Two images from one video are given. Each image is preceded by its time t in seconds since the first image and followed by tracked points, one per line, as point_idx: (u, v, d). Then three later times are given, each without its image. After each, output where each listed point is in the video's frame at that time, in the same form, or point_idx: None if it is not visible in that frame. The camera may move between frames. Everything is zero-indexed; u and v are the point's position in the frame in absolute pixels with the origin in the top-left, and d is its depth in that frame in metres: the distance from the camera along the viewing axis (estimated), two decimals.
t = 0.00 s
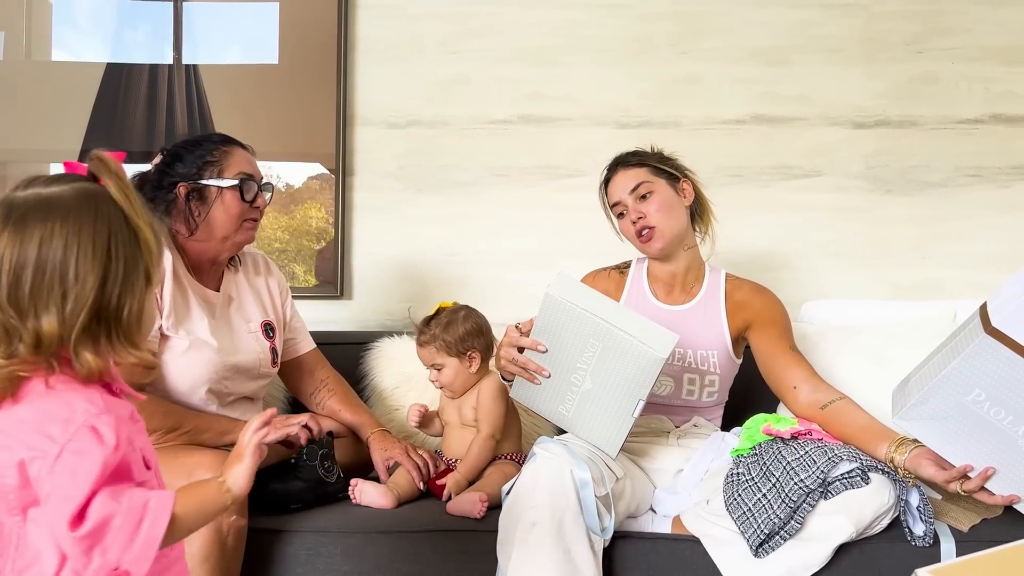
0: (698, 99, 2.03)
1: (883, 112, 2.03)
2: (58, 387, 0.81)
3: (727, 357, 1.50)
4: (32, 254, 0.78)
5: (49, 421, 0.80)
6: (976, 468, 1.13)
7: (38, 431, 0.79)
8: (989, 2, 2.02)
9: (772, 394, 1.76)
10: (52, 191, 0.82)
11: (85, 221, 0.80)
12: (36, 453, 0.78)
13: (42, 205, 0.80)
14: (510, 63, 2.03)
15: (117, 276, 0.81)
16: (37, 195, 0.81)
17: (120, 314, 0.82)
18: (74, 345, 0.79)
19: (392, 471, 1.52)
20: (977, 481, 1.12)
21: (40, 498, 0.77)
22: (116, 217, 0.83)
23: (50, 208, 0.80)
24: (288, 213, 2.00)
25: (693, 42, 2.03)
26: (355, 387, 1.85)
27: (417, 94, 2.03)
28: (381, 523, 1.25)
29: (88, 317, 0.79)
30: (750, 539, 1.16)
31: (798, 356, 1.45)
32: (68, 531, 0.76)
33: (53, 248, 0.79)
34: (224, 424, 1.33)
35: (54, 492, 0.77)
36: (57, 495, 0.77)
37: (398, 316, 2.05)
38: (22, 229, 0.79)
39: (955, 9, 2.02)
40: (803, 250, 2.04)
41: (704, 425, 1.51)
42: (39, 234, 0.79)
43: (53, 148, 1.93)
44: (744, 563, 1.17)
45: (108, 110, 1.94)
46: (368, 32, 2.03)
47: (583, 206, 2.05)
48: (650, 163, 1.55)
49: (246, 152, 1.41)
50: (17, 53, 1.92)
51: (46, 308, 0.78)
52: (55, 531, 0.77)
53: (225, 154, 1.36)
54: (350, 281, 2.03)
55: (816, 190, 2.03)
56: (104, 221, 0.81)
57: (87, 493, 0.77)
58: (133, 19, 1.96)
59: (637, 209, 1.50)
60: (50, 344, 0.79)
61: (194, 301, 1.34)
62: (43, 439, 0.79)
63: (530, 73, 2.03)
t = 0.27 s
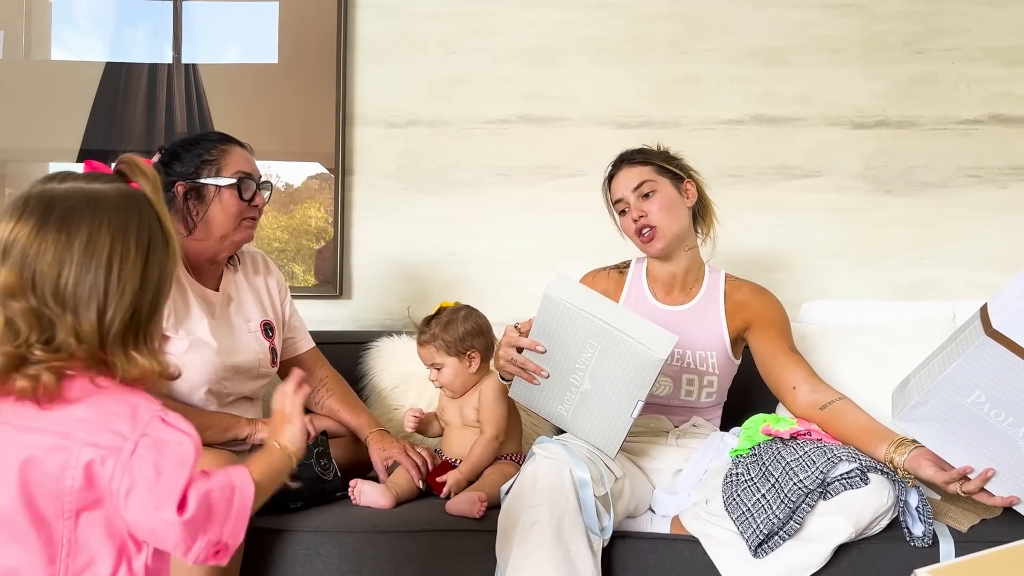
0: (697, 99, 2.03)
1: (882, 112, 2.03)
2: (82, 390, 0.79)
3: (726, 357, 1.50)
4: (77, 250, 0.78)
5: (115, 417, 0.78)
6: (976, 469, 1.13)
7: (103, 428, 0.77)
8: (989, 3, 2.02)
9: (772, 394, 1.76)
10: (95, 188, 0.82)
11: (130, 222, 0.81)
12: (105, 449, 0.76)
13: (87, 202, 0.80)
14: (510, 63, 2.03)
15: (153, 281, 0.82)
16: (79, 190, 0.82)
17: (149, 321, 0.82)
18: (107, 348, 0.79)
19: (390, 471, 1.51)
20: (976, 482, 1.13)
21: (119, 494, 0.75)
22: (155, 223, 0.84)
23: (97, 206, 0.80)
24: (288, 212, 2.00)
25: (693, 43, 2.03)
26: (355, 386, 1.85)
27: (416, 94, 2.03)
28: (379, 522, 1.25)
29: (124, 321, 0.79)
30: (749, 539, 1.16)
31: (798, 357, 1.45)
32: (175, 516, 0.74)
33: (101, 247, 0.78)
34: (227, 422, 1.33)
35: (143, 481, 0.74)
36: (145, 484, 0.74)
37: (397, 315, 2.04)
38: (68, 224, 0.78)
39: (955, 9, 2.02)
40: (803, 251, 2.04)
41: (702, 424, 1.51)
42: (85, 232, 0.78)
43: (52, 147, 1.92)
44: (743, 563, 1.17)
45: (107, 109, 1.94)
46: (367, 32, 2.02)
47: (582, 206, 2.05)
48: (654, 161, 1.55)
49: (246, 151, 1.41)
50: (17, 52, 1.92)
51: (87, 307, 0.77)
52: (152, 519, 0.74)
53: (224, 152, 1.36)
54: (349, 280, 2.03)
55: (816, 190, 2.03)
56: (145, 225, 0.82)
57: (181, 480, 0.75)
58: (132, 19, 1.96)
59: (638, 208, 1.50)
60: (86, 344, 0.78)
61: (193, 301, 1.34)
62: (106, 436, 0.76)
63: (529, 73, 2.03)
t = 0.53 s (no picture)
0: (696, 99, 2.03)
1: (881, 112, 2.03)
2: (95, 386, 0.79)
3: (725, 357, 1.50)
4: (87, 249, 0.77)
5: (115, 417, 0.77)
6: (975, 471, 1.13)
7: (105, 426, 0.76)
8: (988, 3, 2.02)
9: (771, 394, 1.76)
10: (97, 186, 0.81)
11: (137, 222, 0.81)
12: (102, 447, 0.75)
13: (93, 200, 0.79)
14: (509, 63, 2.03)
15: (159, 281, 0.82)
16: (82, 188, 0.80)
17: (151, 319, 0.82)
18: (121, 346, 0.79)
19: (389, 471, 1.51)
20: (976, 483, 1.13)
21: (102, 497, 0.74)
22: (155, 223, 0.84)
23: (105, 204, 0.79)
24: (287, 212, 2.00)
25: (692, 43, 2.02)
26: (354, 386, 1.85)
27: (416, 94, 2.03)
28: (378, 522, 1.25)
29: (131, 320, 0.79)
30: (748, 539, 1.16)
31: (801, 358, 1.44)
32: (149, 536, 0.74)
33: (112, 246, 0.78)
34: (220, 426, 1.33)
35: (121, 494, 0.74)
36: (123, 500, 0.74)
37: (396, 315, 2.04)
38: (76, 221, 0.77)
39: (954, 9, 2.02)
40: (802, 251, 2.04)
41: (701, 424, 1.51)
42: (96, 230, 0.78)
43: (50, 145, 1.92)
44: (741, 563, 1.17)
45: (106, 108, 1.94)
46: (367, 31, 2.02)
47: (581, 206, 2.05)
48: (657, 160, 1.54)
49: (245, 150, 1.41)
50: (16, 51, 1.91)
51: (100, 306, 0.77)
52: (119, 537, 0.74)
53: (223, 151, 1.36)
54: (348, 280, 2.03)
55: (815, 190, 2.03)
56: (149, 225, 0.82)
57: (160, 501, 0.76)
58: (132, 18, 1.95)
59: (638, 207, 1.50)
60: (101, 342, 0.77)
61: (192, 302, 1.34)
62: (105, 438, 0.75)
63: (529, 73, 2.03)
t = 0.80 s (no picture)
0: (696, 99, 2.03)
1: (881, 113, 2.03)
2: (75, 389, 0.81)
3: (724, 357, 1.50)
4: (60, 257, 0.79)
5: (94, 413, 0.80)
6: (974, 471, 1.13)
7: (85, 422, 0.78)
8: (988, 3, 2.02)
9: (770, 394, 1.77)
10: (72, 196, 0.82)
11: (109, 230, 0.82)
12: (82, 443, 0.78)
13: (65, 209, 0.81)
14: (509, 63, 2.03)
15: (133, 285, 0.83)
16: (57, 198, 0.82)
17: (128, 321, 0.84)
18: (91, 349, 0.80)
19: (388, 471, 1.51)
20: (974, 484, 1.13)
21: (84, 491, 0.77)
22: (130, 229, 0.85)
23: (77, 213, 0.81)
24: (286, 211, 2.00)
25: (692, 42, 2.02)
26: (353, 386, 1.85)
27: (415, 93, 2.03)
28: (378, 522, 1.25)
29: (105, 323, 0.81)
30: (747, 539, 1.16)
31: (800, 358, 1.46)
32: (119, 528, 0.77)
33: (83, 253, 0.80)
34: (218, 427, 1.33)
35: (103, 485, 0.77)
36: (109, 489, 0.77)
37: (395, 315, 2.05)
38: (52, 229, 0.79)
39: (954, 10, 2.02)
40: (801, 251, 2.04)
41: (700, 424, 1.51)
42: (69, 238, 0.79)
43: (49, 145, 1.92)
44: (740, 563, 1.17)
45: (105, 108, 1.94)
46: (366, 31, 2.02)
47: (581, 205, 2.05)
48: (661, 161, 1.54)
49: (244, 150, 1.41)
50: (15, 50, 1.91)
51: (72, 312, 0.79)
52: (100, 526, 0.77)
53: (221, 151, 1.36)
54: (347, 279, 2.03)
55: (814, 190, 2.03)
56: (123, 233, 0.83)
57: (138, 492, 0.78)
58: (131, 17, 1.95)
59: (638, 206, 1.50)
60: (70, 346, 0.79)
61: (191, 303, 1.34)
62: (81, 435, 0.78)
63: (528, 72, 2.03)
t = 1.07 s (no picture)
0: (695, 99, 2.03)
1: (880, 112, 2.03)
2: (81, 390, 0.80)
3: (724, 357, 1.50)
4: (48, 269, 0.78)
5: (83, 406, 0.79)
6: (974, 472, 1.13)
7: (74, 414, 0.79)
8: (987, 3, 2.02)
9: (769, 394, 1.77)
10: (66, 206, 0.81)
11: (99, 239, 0.80)
12: (70, 433, 0.78)
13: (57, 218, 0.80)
14: (508, 62, 2.03)
15: (124, 289, 0.82)
16: (53, 209, 0.81)
17: (119, 327, 0.83)
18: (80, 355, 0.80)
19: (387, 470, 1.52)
20: (974, 485, 1.13)
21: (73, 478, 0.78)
22: (124, 236, 0.84)
23: (67, 223, 0.80)
24: (285, 211, 2.00)
25: (691, 42, 2.02)
26: (352, 385, 1.85)
27: (414, 93, 2.03)
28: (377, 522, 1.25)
29: (93, 329, 0.79)
30: (746, 539, 1.16)
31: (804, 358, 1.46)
32: (93, 513, 0.77)
33: (67, 265, 0.78)
34: (221, 424, 1.32)
35: (90, 473, 0.77)
36: (98, 475, 0.77)
37: (394, 314, 2.04)
38: (44, 240, 0.78)
39: (953, 10, 2.02)
40: (800, 250, 2.04)
41: (700, 424, 1.51)
42: (58, 245, 0.78)
43: (48, 144, 1.92)
44: (740, 563, 1.17)
45: (104, 107, 1.93)
46: (365, 30, 2.02)
47: (580, 205, 2.05)
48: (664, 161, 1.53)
49: (242, 149, 1.41)
50: (15, 49, 1.91)
51: (60, 318, 0.78)
52: (83, 511, 0.77)
53: (219, 151, 1.36)
54: (347, 279, 2.03)
55: (813, 190, 2.03)
56: (115, 239, 0.82)
57: (123, 479, 0.78)
58: (129, 16, 1.95)
59: (638, 206, 1.50)
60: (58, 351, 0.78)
61: (189, 303, 1.34)
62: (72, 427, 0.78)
63: (528, 72, 2.03)
